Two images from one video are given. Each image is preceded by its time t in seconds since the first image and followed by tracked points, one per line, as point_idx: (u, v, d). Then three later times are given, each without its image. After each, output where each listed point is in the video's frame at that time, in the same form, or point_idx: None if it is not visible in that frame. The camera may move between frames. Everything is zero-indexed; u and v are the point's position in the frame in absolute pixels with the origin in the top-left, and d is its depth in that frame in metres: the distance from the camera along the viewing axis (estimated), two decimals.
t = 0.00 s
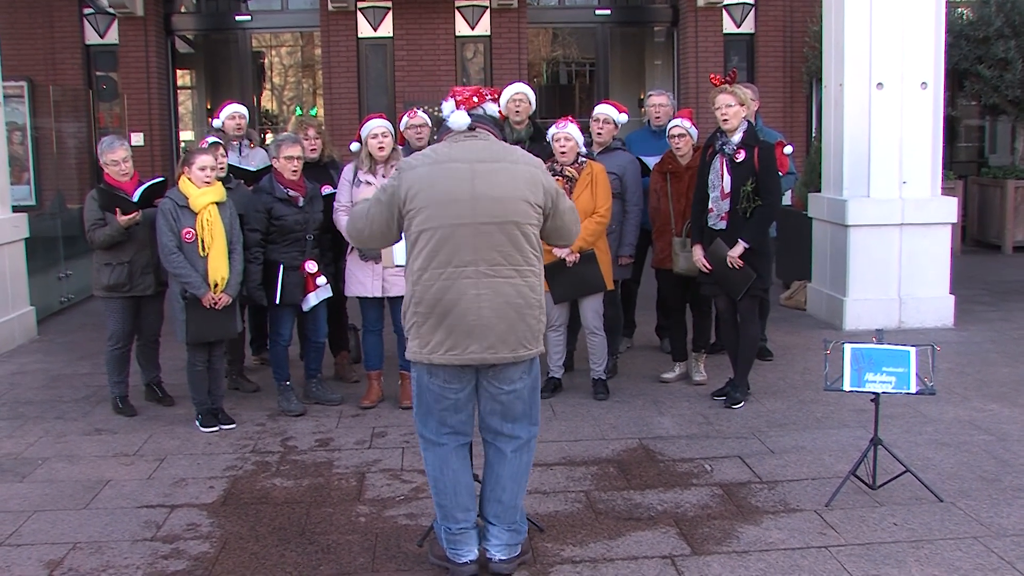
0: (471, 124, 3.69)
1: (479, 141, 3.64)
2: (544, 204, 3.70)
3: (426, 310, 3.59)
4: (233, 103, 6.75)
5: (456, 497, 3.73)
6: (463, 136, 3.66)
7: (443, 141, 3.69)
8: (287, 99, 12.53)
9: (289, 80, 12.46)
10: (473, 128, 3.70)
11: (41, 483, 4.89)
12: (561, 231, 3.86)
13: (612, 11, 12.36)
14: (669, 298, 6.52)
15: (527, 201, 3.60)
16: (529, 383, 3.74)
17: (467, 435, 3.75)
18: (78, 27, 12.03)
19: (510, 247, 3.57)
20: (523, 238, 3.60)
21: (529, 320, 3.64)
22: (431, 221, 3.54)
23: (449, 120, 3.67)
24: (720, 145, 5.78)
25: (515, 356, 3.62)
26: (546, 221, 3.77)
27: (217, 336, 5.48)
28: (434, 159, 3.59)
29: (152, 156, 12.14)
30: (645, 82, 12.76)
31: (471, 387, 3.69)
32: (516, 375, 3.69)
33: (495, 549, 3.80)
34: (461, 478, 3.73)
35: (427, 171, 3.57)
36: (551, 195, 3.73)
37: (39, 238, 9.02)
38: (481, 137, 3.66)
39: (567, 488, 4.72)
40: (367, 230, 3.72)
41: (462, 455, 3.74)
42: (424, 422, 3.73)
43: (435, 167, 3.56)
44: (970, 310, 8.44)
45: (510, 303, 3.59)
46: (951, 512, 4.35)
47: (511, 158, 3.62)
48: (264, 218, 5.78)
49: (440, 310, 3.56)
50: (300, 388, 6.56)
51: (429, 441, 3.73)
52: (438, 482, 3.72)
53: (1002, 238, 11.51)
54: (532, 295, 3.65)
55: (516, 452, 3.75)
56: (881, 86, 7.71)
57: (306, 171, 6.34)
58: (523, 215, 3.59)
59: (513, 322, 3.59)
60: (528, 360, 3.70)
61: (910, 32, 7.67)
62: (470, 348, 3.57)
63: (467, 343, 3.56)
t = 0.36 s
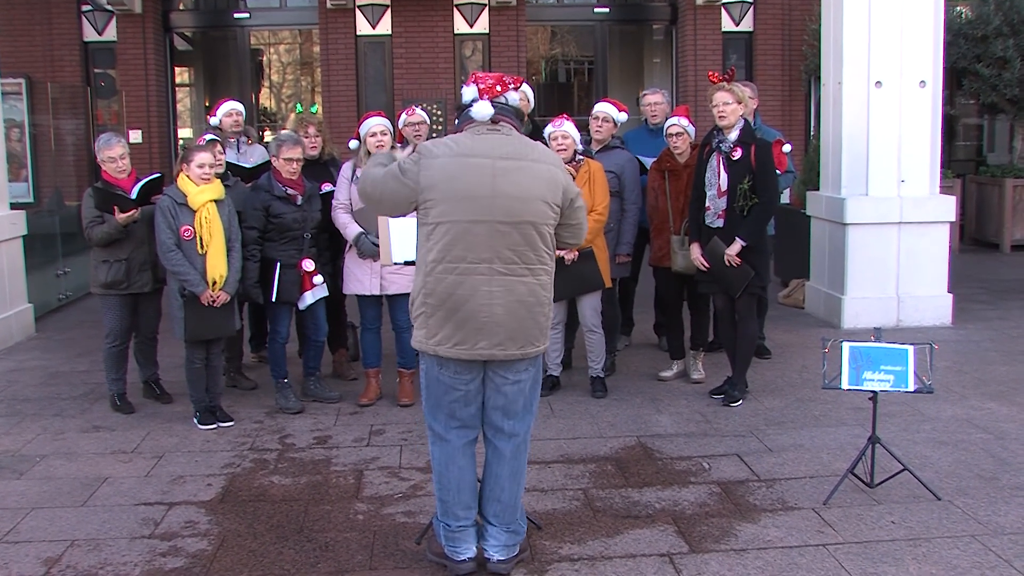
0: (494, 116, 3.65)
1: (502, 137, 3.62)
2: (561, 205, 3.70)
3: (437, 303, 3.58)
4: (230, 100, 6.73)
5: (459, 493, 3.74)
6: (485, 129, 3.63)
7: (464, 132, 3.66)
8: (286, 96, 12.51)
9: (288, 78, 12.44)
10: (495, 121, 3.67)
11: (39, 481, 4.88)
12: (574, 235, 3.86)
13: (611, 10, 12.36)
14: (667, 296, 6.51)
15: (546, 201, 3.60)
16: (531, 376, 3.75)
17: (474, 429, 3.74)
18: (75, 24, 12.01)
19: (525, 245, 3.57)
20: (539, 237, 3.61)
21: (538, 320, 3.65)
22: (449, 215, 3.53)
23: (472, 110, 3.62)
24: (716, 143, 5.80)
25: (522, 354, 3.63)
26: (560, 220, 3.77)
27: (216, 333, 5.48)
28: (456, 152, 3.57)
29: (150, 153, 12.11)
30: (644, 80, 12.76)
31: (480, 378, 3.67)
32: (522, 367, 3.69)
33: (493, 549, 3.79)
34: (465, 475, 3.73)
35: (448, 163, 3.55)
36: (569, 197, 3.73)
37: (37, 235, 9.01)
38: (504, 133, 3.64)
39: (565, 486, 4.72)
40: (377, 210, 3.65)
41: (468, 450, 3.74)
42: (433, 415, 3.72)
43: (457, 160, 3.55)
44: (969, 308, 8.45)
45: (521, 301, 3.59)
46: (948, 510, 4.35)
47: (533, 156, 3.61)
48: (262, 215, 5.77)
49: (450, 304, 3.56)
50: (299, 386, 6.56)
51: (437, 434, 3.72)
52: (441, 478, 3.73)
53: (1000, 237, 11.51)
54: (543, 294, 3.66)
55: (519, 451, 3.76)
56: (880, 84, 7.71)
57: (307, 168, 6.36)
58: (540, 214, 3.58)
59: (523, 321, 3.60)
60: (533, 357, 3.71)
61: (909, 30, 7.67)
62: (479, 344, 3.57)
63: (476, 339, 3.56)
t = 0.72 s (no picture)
0: (506, 118, 3.68)
1: (513, 139, 3.63)
2: (569, 209, 3.70)
3: (441, 301, 3.58)
4: (237, 101, 6.70)
5: (456, 493, 3.73)
6: (497, 130, 3.65)
7: (476, 132, 3.68)
8: (287, 97, 12.51)
9: (288, 79, 12.44)
10: (506, 123, 3.70)
11: (40, 481, 4.88)
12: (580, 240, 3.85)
13: (612, 10, 12.36)
14: (668, 296, 6.51)
15: (554, 203, 3.60)
16: (534, 377, 3.75)
17: (473, 429, 3.74)
18: (76, 25, 12.02)
19: (532, 246, 3.57)
20: (546, 239, 3.60)
21: (542, 321, 3.64)
22: (457, 212, 3.53)
23: (484, 112, 3.65)
24: (717, 144, 5.80)
25: (525, 355, 3.62)
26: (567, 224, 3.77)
27: (216, 334, 5.47)
28: (467, 151, 3.58)
29: (151, 154, 12.12)
30: (645, 80, 12.76)
31: (480, 379, 3.67)
32: (525, 369, 3.69)
33: (494, 550, 3.80)
34: (462, 475, 3.73)
35: (458, 162, 3.56)
36: (577, 201, 3.73)
37: (38, 236, 9.01)
38: (515, 135, 3.66)
39: (566, 486, 4.72)
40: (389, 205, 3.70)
41: (466, 450, 3.74)
42: (431, 415, 3.72)
43: (467, 159, 3.56)
44: (970, 308, 8.44)
45: (525, 302, 3.59)
46: (949, 511, 4.35)
47: (543, 158, 3.62)
48: (263, 216, 5.77)
49: (454, 302, 3.56)
50: (299, 386, 6.56)
51: (435, 435, 3.72)
52: (438, 478, 3.73)
53: (1001, 237, 11.50)
54: (547, 296, 3.65)
55: (519, 453, 3.75)
56: (881, 85, 7.71)
57: (310, 169, 6.38)
58: (548, 216, 3.58)
59: (527, 322, 3.59)
60: (535, 359, 3.70)
61: (910, 30, 7.67)
62: (482, 343, 3.56)
63: (479, 338, 3.56)
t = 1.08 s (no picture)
0: (487, 120, 3.68)
1: (496, 140, 3.63)
2: (556, 207, 3.71)
3: (435, 307, 3.58)
4: (239, 105, 6.69)
5: (451, 498, 3.72)
6: (479, 133, 3.65)
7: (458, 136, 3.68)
8: (285, 99, 12.49)
9: (286, 81, 12.45)
10: (489, 125, 3.69)
11: (37, 484, 4.88)
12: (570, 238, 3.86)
13: (610, 12, 12.37)
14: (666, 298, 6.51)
15: (541, 203, 3.61)
16: (528, 379, 3.75)
17: (468, 433, 3.73)
18: (74, 27, 12.03)
19: (522, 248, 3.57)
20: (535, 239, 3.61)
21: (535, 322, 3.65)
22: (446, 219, 3.52)
23: (465, 115, 3.66)
24: (716, 146, 5.80)
25: (521, 356, 3.63)
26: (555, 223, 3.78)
27: (214, 337, 5.47)
28: (451, 156, 3.57)
29: (149, 156, 12.11)
30: (642, 83, 12.78)
31: (475, 383, 3.67)
32: (518, 370, 3.70)
33: (492, 552, 3.80)
34: (458, 480, 3.72)
35: (443, 168, 3.55)
36: (563, 199, 3.74)
37: (36, 238, 9.01)
38: (497, 136, 3.65)
39: (563, 488, 4.72)
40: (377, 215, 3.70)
41: (461, 454, 3.73)
42: (426, 419, 3.72)
43: (452, 165, 3.55)
44: (967, 311, 8.45)
45: (518, 304, 3.59)
46: (947, 513, 4.35)
47: (528, 158, 3.62)
48: (262, 219, 5.77)
49: (448, 308, 3.56)
50: (297, 389, 6.56)
51: (430, 439, 3.72)
52: (434, 483, 3.72)
53: (999, 239, 11.52)
54: (540, 296, 3.66)
55: (515, 454, 3.76)
56: (878, 87, 7.72)
57: (311, 172, 6.39)
58: (536, 216, 3.59)
59: (520, 324, 3.60)
60: (530, 360, 3.71)
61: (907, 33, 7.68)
62: (477, 348, 3.56)
63: (474, 343, 3.56)
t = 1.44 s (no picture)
0: (471, 126, 3.66)
1: (480, 146, 3.62)
2: (545, 211, 3.70)
3: (428, 316, 3.59)
4: (243, 108, 6.68)
5: (451, 502, 3.73)
6: (463, 140, 3.64)
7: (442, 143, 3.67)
8: (287, 103, 12.53)
9: (289, 85, 12.47)
10: (473, 131, 3.67)
11: (40, 488, 4.88)
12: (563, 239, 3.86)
13: (612, 16, 12.38)
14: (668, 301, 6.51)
15: (530, 207, 3.61)
16: (524, 384, 3.75)
17: (465, 437, 3.73)
18: (77, 32, 12.05)
19: (512, 253, 3.57)
20: (525, 244, 3.61)
21: (529, 326, 3.66)
22: (434, 228, 3.53)
23: (448, 121, 3.65)
24: (719, 150, 5.80)
25: (516, 361, 3.64)
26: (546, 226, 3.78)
27: (216, 341, 5.48)
28: (436, 165, 3.57)
29: (152, 160, 12.12)
30: (645, 86, 12.79)
31: (470, 388, 3.67)
32: (514, 376, 3.70)
33: (494, 556, 3.80)
34: (457, 484, 3.73)
35: (428, 177, 3.55)
36: (552, 201, 3.73)
37: (38, 242, 9.02)
38: (482, 141, 3.64)
39: (566, 492, 4.72)
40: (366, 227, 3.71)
41: (459, 459, 3.73)
42: (422, 425, 3.72)
43: (437, 173, 3.55)
44: (970, 314, 8.45)
45: (511, 309, 3.60)
46: (950, 516, 4.35)
47: (513, 163, 3.62)
48: (264, 223, 5.78)
49: (441, 316, 3.57)
50: (300, 392, 6.56)
51: (427, 445, 3.71)
52: (433, 488, 3.72)
53: (1001, 242, 11.53)
54: (533, 301, 3.67)
55: (513, 458, 3.75)
56: (881, 90, 7.72)
57: (315, 176, 6.42)
58: (525, 221, 3.59)
59: (514, 329, 3.61)
60: (526, 364, 3.71)
61: (910, 36, 7.68)
62: (472, 355, 3.57)
63: (469, 351, 3.57)
